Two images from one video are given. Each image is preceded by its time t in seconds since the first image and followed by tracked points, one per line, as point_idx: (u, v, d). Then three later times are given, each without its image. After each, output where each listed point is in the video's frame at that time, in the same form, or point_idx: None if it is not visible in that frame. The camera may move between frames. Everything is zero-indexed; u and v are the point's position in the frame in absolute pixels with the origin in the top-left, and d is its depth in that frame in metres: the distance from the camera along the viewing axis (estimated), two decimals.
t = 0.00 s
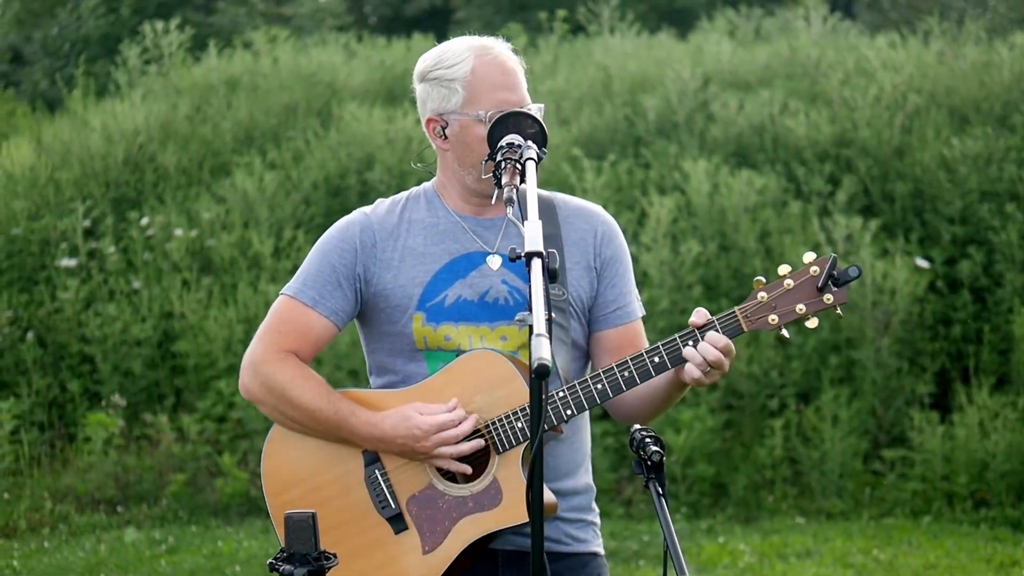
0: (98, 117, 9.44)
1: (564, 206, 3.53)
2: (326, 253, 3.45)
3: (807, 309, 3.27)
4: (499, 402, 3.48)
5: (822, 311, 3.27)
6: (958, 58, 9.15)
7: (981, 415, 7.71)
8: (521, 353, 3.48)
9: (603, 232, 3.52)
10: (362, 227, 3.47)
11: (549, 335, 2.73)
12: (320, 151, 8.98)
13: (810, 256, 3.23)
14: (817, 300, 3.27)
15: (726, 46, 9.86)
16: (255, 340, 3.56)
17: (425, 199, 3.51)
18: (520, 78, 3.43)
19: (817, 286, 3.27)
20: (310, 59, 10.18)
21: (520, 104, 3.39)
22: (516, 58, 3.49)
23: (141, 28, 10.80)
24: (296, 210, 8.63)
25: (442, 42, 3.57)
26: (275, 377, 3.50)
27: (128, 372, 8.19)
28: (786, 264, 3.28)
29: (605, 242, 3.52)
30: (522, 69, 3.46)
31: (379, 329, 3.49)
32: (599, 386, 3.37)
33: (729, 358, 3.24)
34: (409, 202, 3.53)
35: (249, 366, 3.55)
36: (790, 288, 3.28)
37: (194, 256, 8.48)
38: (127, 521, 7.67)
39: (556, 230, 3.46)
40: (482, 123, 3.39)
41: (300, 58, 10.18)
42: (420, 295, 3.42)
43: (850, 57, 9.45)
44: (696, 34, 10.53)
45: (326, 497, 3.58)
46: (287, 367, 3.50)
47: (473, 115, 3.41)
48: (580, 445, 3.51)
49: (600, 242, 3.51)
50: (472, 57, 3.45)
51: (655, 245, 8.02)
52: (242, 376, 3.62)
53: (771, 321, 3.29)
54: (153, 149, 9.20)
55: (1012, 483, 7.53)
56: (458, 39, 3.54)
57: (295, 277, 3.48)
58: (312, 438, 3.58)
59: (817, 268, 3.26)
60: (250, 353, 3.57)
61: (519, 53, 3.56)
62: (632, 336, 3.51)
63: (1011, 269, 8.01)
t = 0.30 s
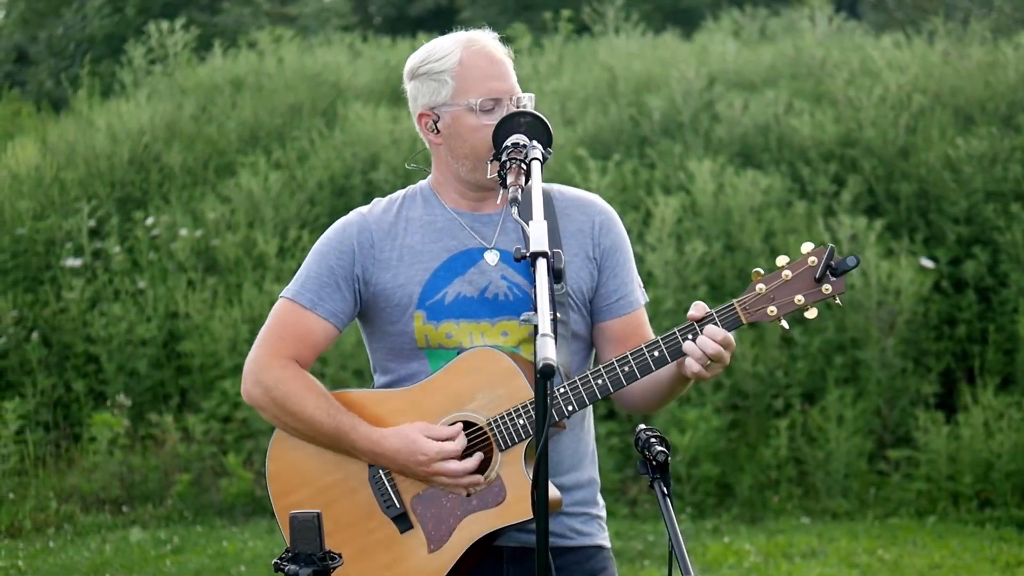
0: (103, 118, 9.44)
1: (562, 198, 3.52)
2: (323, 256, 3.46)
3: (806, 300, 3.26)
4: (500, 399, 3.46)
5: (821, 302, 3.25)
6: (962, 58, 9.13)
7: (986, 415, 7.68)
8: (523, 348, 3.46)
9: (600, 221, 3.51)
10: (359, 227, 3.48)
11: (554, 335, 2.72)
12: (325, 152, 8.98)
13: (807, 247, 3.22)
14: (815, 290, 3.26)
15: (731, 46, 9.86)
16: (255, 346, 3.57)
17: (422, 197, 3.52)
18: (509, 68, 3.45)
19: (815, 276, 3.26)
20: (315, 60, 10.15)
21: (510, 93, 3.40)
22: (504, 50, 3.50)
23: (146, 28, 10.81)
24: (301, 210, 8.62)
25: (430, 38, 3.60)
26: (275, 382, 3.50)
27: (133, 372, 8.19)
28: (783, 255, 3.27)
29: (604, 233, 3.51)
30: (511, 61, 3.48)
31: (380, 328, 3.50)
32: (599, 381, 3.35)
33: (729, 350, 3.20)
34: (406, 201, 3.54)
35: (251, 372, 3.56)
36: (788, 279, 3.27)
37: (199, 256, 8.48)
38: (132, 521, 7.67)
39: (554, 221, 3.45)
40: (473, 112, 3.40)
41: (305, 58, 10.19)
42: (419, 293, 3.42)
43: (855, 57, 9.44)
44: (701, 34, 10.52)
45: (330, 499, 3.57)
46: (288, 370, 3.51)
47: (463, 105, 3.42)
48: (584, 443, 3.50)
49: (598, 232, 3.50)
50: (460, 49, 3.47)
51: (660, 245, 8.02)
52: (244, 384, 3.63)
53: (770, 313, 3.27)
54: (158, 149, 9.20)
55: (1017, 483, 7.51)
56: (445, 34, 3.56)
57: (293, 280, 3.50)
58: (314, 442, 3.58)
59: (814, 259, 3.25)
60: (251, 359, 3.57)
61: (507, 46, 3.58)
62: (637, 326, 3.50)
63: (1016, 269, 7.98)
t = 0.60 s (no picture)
0: (108, 117, 9.44)
1: (565, 202, 3.51)
2: (328, 261, 3.46)
3: (811, 297, 3.25)
4: (507, 401, 3.45)
5: (826, 298, 3.24)
6: (967, 58, 9.11)
7: (991, 415, 7.66)
8: (528, 352, 3.44)
9: (604, 225, 3.50)
10: (363, 232, 3.48)
11: (559, 336, 2.72)
12: (330, 152, 8.98)
13: (812, 244, 3.21)
14: (820, 287, 3.25)
15: (736, 46, 9.85)
16: (260, 352, 3.55)
17: (425, 202, 3.52)
18: (513, 81, 3.42)
19: (820, 273, 3.24)
20: (320, 60, 10.14)
21: (511, 108, 3.38)
22: (508, 62, 3.46)
23: (151, 28, 10.83)
24: (306, 210, 8.62)
25: (432, 48, 3.57)
26: (281, 387, 3.50)
27: (138, 372, 8.19)
28: (789, 252, 3.25)
29: (607, 237, 3.50)
30: (514, 74, 3.45)
31: (384, 334, 3.50)
32: (606, 381, 3.34)
33: (740, 349, 3.20)
34: (409, 206, 3.53)
35: (257, 377, 3.55)
36: (793, 276, 3.26)
37: (204, 256, 8.48)
38: (137, 521, 7.67)
39: (559, 225, 3.44)
40: (474, 128, 3.37)
41: (310, 58, 10.20)
42: (423, 300, 3.41)
43: (860, 57, 9.43)
44: (706, 34, 10.51)
45: (339, 502, 3.57)
46: (294, 375, 3.50)
47: (465, 120, 3.39)
48: (592, 444, 3.49)
49: (602, 236, 3.49)
50: (463, 62, 3.44)
51: (665, 245, 8.00)
52: (250, 389, 3.61)
53: (775, 310, 3.26)
54: (163, 149, 9.21)
55: (1022, 483, 7.48)
56: (449, 44, 3.53)
57: (299, 286, 3.49)
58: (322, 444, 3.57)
59: (819, 256, 3.24)
60: (256, 365, 3.56)
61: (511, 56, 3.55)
62: (641, 327, 3.50)
63: (1021, 269, 7.93)
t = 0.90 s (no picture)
0: (113, 118, 9.46)
1: (570, 199, 3.51)
2: (333, 259, 3.45)
3: (813, 306, 3.24)
4: (509, 404, 3.45)
5: (829, 307, 3.23)
6: (973, 59, 9.10)
7: (996, 415, 7.64)
8: (533, 353, 3.43)
9: (609, 221, 3.50)
10: (368, 231, 3.47)
11: (564, 336, 2.71)
12: (335, 152, 8.98)
13: (814, 252, 3.20)
14: (823, 296, 3.24)
15: (741, 46, 9.85)
16: (265, 352, 3.55)
17: (431, 200, 3.51)
18: (512, 70, 3.43)
19: (823, 282, 3.24)
20: (325, 60, 10.18)
21: (512, 97, 3.38)
22: (506, 52, 3.48)
23: (156, 29, 10.85)
24: (311, 210, 8.63)
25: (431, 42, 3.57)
26: (285, 387, 3.49)
27: (143, 372, 8.19)
28: (791, 260, 3.25)
29: (613, 233, 3.49)
30: (513, 63, 3.45)
31: (390, 332, 3.49)
32: (607, 387, 3.33)
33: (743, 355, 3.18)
34: (415, 204, 3.53)
35: (261, 378, 3.54)
36: (796, 284, 3.25)
37: (209, 256, 8.49)
38: (142, 521, 7.67)
39: (564, 223, 3.43)
40: (476, 117, 3.38)
41: (315, 58, 10.22)
42: (429, 299, 3.41)
43: (865, 57, 9.43)
44: (712, 34, 10.50)
45: (340, 503, 3.56)
46: (298, 375, 3.49)
47: (466, 111, 3.40)
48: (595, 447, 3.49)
49: (608, 233, 3.49)
50: (461, 53, 3.45)
51: (670, 245, 7.99)
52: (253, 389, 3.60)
53: (777, 318, 3.26)
54: (168, 149, 9.21)
55: None
56: (446, 37, 3.54)
57: (303, 286, 3.49)
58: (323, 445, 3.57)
59: (822, 264, 3.22)
60: (260, 365, 3.56)
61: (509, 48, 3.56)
62: (652, 323, 3.49)
63: None
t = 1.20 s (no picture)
0: (119, 118, 9.49)
1: (573, 201, 3.51)
2: (339, 263, 3.45)
3: (817, 297, 3.22)
4: (513, 400, 3.41)
5: (833, 299, 3.22)
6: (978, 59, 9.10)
7: (1002, 415, 7.59)
8: (539, 351, 3.43)
9: (614, 222, 3.50)
10: (373, 235, 3.48)
11: (569, 336, 2.70)
12: (341, 152, 8.98)
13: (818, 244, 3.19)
14: (827, 287, 3.23)
15: (746, 47, 9.85)
16: (270, 355, 3.55)
17: (436, 204, 3.52)
18: (521, 83, 3.40)
19: (827, 273, 3.22)
20: (331, 61, 10.28)
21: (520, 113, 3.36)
22: (515, 64, 3.45)
23: (161, 29, 10.87)
24: (316, 210, 8.62)
25: (439, 49, 3.54)
26: (290, 389, 3.48)
27: (148, 372, 8.18)
28: (795, 252, 3.24)
29: (617, 234, 3.49)
30: (523, 77, 3.43)
31: (396, 335, 3.49)
32: (612, 381, 3.32)
33: (747, 348, 3.16)
34: (420, 207, 3.53)
35: (266, 380, 3.54)
36: (800, 276, 3.24)
37: (214, 256, 8.52)
38: (148, 521, 7.64)
39: (568, 224, 3.43)
40: (483, 133, 3.36)
41: (320, 59, 10.29)
42: (435, 301, 3.41)
43: (870, 57, 9.43)
44: (717, 34, 10.50)
45: (345, 503, 3.56)
46: (302, 377, 3.48)
47: (474, 124, 3.38)
48: (601, 444, 3.47)
49: (612, 233, 3.48)
50: (471, 65, 3.42)
51: (675, 245, 7.97)
52: (260, 391, 3.60)
53: (782, 310, 3.24)
54: (173, 149, 9.22)
55: None
56: (455, 45, 3.51)
57: (308, 289, 3.49)
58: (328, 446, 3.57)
59: (826, 256, 3.21)
60: (265, 368, 3.56)
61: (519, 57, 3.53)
62: (654, 323, 3.48)
63: None
